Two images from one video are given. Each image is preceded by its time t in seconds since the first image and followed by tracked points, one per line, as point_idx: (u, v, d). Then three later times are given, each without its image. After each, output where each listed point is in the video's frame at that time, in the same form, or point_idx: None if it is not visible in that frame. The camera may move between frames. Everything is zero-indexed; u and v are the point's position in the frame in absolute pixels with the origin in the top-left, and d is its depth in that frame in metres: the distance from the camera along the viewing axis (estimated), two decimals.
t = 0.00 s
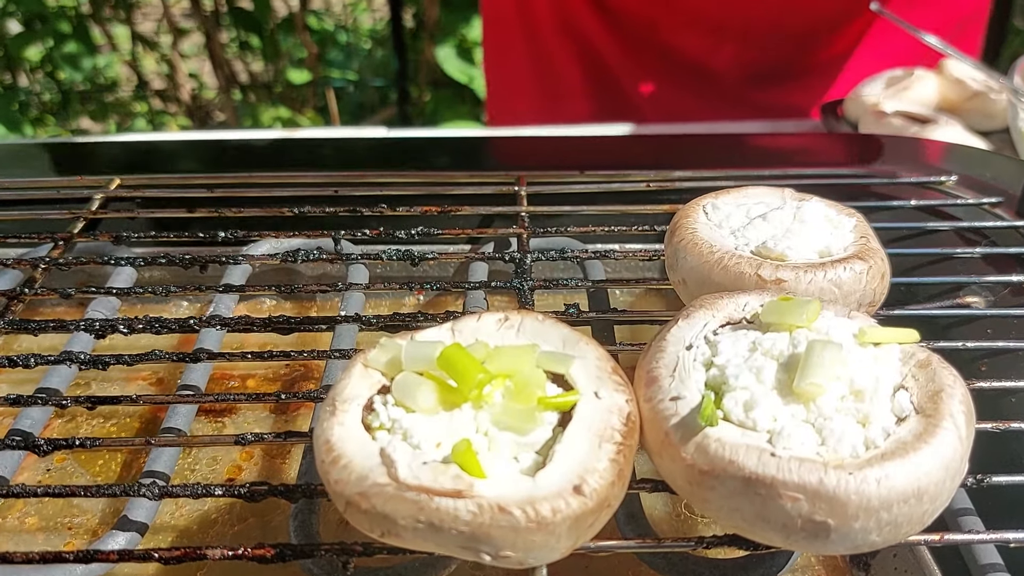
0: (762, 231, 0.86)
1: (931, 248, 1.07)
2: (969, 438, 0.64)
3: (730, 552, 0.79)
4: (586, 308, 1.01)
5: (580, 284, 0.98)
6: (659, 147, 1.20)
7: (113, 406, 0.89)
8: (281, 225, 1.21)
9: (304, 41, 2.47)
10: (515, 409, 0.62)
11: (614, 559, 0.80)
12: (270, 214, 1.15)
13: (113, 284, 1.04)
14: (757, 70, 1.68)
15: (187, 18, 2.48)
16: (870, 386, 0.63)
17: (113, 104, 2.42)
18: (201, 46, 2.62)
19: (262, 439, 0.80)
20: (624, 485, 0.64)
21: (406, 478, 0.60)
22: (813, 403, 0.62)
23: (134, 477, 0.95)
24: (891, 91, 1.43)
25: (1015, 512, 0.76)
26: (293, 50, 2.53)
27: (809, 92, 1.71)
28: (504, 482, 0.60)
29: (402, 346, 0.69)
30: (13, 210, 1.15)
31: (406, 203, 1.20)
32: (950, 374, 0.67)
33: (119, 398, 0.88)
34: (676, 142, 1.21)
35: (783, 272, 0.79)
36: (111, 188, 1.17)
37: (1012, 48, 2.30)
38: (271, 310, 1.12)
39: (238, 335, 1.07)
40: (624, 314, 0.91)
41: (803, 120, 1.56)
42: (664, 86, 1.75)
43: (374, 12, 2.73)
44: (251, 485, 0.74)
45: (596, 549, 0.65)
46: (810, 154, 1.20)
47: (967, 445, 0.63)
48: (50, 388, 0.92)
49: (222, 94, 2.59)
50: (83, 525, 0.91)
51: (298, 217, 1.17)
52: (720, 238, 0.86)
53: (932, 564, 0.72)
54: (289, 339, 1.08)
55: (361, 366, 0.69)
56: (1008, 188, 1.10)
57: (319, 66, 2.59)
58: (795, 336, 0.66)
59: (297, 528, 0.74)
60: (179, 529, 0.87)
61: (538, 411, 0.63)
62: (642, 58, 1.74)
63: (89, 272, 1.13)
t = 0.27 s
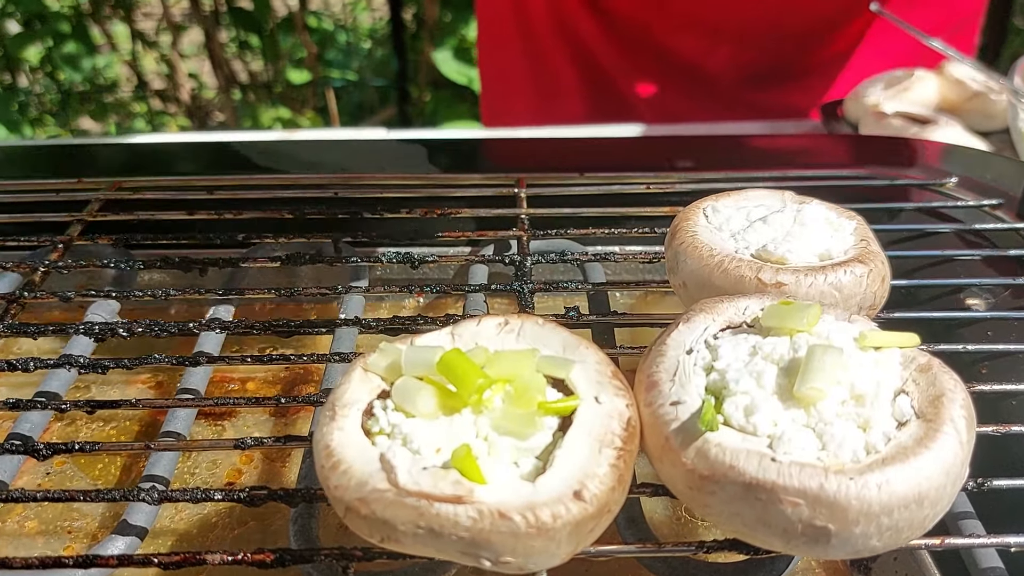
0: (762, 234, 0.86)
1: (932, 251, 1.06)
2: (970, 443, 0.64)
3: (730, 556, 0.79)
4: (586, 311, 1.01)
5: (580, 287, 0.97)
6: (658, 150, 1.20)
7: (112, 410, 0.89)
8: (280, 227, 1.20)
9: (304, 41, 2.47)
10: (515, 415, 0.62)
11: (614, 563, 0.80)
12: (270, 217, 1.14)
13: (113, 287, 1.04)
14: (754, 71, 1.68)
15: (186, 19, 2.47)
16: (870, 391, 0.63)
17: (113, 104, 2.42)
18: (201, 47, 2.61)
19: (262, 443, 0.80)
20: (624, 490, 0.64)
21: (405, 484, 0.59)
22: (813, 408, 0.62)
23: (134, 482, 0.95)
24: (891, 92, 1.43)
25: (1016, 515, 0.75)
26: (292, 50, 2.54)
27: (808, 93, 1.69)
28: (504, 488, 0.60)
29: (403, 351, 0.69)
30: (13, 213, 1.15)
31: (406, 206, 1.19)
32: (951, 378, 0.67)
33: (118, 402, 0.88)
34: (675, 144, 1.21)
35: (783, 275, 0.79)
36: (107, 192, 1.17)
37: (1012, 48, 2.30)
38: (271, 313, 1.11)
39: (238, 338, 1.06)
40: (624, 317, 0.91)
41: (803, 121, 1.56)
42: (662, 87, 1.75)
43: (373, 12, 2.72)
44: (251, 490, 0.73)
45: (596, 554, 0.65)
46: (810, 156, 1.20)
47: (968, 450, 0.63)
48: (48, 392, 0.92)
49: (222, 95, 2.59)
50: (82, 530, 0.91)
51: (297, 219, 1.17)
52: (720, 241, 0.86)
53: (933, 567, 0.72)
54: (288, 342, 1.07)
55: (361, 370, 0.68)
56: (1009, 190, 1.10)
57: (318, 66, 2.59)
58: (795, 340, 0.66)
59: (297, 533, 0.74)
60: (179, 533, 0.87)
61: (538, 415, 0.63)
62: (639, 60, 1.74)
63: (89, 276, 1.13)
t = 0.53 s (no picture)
0: (762, 233, 0.86)
1: (932, 249, 1.06)
2: (971, 442, 0.64)
3: (730, 555, 0.79)
4: (585, 310, 1.00)
5: (579, 286, 0.97)
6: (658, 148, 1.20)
7: (110, 409, 0.89)
8: (279, 226, 1.20)
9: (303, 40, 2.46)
10: (514, 414, 0.62)
11: (614, 562, 0.80)
12: (268, 215, 1.14)
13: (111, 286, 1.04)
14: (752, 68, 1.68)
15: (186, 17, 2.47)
16: (871, 389, 0.63)
17: (112, 103, 2.41)
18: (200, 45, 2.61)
19: (260, 443, 0.79)
20: (624, 489, 0.64)
21: (404, 483, 0.59)
22: (813, 406, 0.62)
23: (133, 481, 0.94)
24: (891, 90, 1.43)
25: (1018, 514, 0.75)
26: (292, 49, 2.53)
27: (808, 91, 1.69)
28: (503, 487, 0.59)
29: (401, 349, 0.68)
30: (11, 212, 1.15)
31: (405, 205, 1.19)
32: (952, 377, 0.66)
33: (116, 402, 0.88)
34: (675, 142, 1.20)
35: (783, 273, 0.79)
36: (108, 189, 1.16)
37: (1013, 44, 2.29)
38: (270, 312, 1.11)
39: (237, 337, 1.06)
40: (624, 316, 0.91)
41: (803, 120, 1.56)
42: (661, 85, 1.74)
43: (373, 11, 2.72)
44: (249, 489, 0.73)
45: (595, 553, 0.64)
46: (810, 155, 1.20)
47: (969, 449, 0.63)
48: (46, 391, 0.92)
49: (222, 94, 2.58)
50: (81, 529, 0.90)
51: (296, 218, 1.17)
52: (720, 240, 0.86)
53: (933, 566, 0.72)
54: (287, 342, 1.07)
55: (359, 368, 0.68)
56: (1009, 188, 1.09)
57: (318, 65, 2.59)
58: (795, 339, 0.66)
59: (296, 532, 0.74)
60: (177, 533, 0.87)
61: (537, 414, 0.63)
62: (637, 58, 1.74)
63: (87, 275, 1.13)
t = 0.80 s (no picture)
0: (766, 234, 0.86)
1: (935, 250, 1.06)
2: (977, 445, 0.63)
3: (735, 557, 0.79)
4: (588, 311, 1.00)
5: (581, 287, 0.97)
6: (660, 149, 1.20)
7: (113, 411, 0.89)
8: (281, 227, 1.20)
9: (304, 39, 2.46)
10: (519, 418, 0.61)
11: (617, 564, 0.80)
12: (270, 216, 1.14)
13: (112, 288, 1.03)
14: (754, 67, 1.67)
15: (187, 16, 2.46)
16: (876, 392, 0.62)
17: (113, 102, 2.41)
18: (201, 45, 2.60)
19: (263, 445, 0.79)
20: (629, 493, 0.64)
21: (408, 487, 0.59)
22: (818, 410, 0.61)
23: (135, 484, 0.94)
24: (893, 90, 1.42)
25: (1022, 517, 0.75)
26: (294, 49, 2.52)
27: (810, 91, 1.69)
28: (507, 491, 0.59)
29: (405, 352, 0.68)
30: (13, 212, 1.14)
31: (407, 206, 1.19)
32: (958, 380, 0.66)
33: (119, 404, 0.88)
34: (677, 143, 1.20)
35: (787, 275, 0.79)
36: (110, 190, 1.16)
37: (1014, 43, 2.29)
38: (271, 314, 1.11)
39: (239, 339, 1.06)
40: (627, 317, 0.90)
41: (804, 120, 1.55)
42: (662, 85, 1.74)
43: (374, 11, 2.72)
44: (252, 492, 0.73)
45: (599, 557, 0.64)
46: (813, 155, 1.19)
47: (975, 453, 0.63)
48: (48, 393, 0.91)
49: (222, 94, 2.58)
50: (83, 532, 0.90)
51: (298, 219, 1.16)
52: (724, 241, 0.86)
53: (938, 569, 0.72)
54: (290, 343, 1.07)
55: (363, 372, 0.68)
56: (1012, 189, 1.09)
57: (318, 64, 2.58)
58: (800, 341, 0.65)
59: (299, 535, 0.73)
60: (179, 535, 0.87)
61: (542, 418, 0.62)
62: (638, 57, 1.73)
63: (89, 276, 1.13)
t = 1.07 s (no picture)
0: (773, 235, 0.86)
1: (940, 250, 1.06)
2: (986, 444, 0.64)
3: (742, 557, 0.79)
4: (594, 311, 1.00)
5: (588, 287, 0.97)
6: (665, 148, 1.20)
7: (121, 411, 0.89)
8: (287, 227, 1.20)
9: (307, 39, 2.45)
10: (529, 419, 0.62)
11: (625, 563, 0.80)
12: (277, 216, 1.14)
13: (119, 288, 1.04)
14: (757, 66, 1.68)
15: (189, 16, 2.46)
16: (885, 392, 0.63)
17: (115, 101, 2.41)
18: (204, 44, 2.60)
19: (271, 445, 0.79)
20: (638, 493, 0.64)
21: (419, 487, 0.59)
22: (827, 410, 0.61)
23: (143, 483, 0.94)
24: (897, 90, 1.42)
25: None
26: (296, 48, 2.52)
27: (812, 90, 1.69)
28: (518, 491, 0.59)
29: (414, 352, 0.68)
30: (20, 212, 1.15)
31: (412, 206, 1.19)
32: (966, 380, 0.66)
33: (127, 403, 0.88)
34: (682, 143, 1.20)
35: (794, 275, 0.79)
36: (116, 190, 1.16)
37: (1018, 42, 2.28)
38: (278, 313, 1.11)
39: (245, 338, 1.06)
40: (634, 317, 0.90)
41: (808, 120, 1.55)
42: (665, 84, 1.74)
43: (376, 9, 2.72)
44: (261, 492, 0.73)
45: (608, 556, 0.64)
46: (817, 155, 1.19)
47: (984, 453, 0.63)
48: (57, 392, 0.92)
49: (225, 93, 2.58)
50: (91, 531, 0.90)
51: (304, 218, 1.17)
52: (731, 242, 0.86)
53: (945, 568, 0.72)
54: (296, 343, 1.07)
55: (372, 372, 0.68)
56: (1017, 189, 1.09)
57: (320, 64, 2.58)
58: (809, 342, 0.65)
59: (308, 534, 0.74)
60: (188, 535, 0.87)
61: (552, 418, 0.62)
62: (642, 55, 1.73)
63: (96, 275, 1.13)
